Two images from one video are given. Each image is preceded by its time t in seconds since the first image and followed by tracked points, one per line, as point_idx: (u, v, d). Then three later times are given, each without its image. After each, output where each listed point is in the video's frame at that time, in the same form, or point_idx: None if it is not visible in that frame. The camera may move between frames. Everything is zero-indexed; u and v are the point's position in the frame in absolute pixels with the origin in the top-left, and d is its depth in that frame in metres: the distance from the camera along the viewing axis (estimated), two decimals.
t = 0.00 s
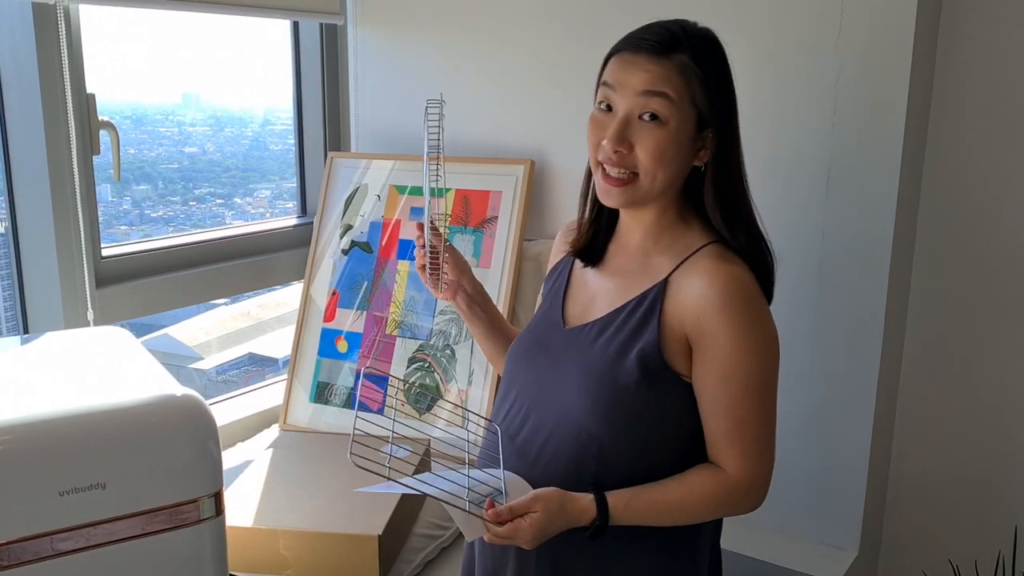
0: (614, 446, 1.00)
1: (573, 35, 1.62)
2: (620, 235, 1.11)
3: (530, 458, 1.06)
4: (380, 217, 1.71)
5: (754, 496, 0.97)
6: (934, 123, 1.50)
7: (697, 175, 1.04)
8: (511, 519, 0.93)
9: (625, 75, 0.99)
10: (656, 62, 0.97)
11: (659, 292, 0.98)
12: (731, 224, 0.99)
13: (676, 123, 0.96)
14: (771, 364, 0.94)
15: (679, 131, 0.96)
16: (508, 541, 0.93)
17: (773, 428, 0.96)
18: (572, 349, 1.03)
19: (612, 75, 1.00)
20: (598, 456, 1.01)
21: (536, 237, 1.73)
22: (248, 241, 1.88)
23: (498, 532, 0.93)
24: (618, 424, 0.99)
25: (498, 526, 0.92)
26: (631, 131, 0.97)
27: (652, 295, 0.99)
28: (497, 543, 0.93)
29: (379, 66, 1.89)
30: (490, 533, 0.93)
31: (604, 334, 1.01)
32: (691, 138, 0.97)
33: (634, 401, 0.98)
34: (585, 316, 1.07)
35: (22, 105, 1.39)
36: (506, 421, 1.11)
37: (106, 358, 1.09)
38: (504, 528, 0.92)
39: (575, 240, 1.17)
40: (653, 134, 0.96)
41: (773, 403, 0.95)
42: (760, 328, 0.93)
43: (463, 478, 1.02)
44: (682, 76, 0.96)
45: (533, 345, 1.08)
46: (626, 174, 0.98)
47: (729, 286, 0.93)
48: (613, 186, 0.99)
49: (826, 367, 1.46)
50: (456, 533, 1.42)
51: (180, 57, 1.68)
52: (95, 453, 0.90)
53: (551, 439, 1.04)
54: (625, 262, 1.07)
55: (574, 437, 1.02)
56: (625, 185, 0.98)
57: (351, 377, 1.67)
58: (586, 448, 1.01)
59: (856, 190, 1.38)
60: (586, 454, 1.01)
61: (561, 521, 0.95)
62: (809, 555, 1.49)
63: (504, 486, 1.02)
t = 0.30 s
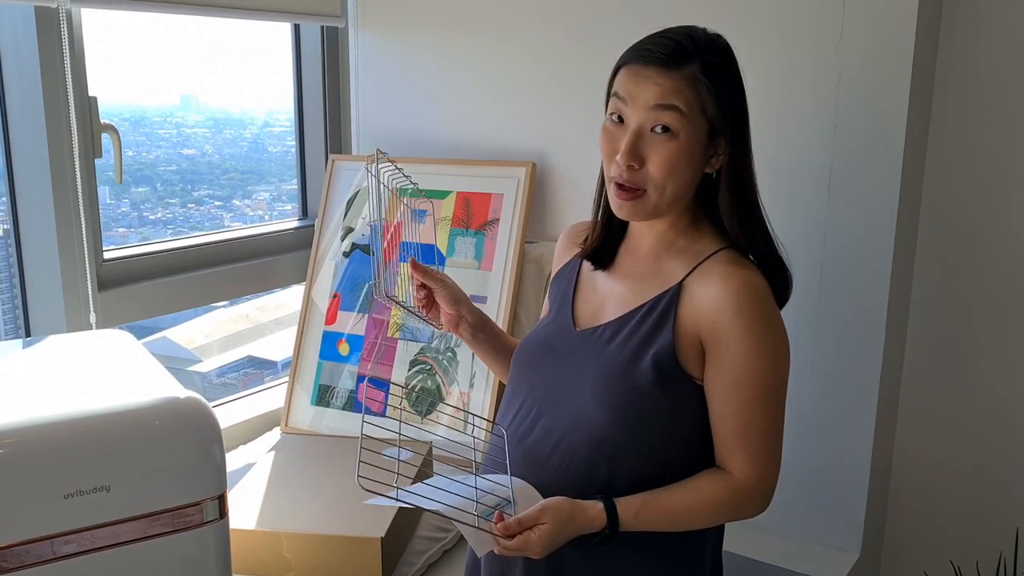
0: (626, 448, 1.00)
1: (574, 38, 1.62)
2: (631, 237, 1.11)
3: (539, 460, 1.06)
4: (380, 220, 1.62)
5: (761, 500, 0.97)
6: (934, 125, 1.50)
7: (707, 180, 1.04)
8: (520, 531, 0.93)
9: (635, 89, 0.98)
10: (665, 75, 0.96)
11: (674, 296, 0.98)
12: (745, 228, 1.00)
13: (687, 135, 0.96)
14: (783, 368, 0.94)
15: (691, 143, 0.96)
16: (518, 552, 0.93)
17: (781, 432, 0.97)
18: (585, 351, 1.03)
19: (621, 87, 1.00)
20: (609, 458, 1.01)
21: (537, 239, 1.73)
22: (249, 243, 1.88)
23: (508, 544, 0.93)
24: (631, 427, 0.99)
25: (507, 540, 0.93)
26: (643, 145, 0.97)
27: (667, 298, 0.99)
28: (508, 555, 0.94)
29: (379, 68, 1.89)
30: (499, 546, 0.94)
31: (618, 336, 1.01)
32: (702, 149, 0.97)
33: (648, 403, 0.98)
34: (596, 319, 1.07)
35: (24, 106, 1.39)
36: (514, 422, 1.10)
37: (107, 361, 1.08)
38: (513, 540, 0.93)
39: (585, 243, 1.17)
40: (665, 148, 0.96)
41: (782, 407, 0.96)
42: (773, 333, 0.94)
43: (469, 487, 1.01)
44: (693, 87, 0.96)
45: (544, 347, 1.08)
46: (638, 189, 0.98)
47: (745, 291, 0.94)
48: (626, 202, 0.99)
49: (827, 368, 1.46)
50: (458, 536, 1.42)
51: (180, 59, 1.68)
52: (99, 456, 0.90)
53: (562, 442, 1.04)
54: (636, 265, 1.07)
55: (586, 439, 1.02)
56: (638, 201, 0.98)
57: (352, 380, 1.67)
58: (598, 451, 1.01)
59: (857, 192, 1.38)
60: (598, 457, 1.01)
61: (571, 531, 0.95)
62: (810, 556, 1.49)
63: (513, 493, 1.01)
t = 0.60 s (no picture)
0: (631, 448, 1.00)
1: (574, 39, 1.63)
2: (635, 236, 1.11)
3: (544, 459, 1.07)
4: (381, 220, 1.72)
5: (767, 498, 0.98)
6: (934, 125, 1.50)
7: (710, 180, 1.04)
8: (527, 529, 0.94)
9: (639, 89, 0.98)
10: (669, 75, 0.96)
11: (678, 296, 0.99)
12: (746, 229, 1.01)
13: (691, 136, 0.96)
14: (787, 368, 0.95)
15: (695, 144, 0.96)
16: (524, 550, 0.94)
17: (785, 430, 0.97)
18: (589, 351, 1.03)
19: (625, 88, 1.00)
20: (614, 457, 1.01)
21: (538, 240, 1.74)
22: (250, 244, 1.88)
23: (515, 542, 0.94)
24: (636, 426, 0.99)
25: (514, 537, 0.93)
26: (647, 144, 0.97)
27: (671, 299, 0.99)
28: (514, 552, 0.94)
29: (380, 69, 1.90)
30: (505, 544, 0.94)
31: (623, 336, 1.01)
32: (705, 150, 0.98)
33: (653, 403, 0.98)
34: (601, 319, 1.07)
35: (27, 109, 1.39)
36: (520, 422, 1.11)
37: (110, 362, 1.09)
38: (520, 538, 0.93)
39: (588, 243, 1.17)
40: (669, 148, 0.96)
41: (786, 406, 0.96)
42: (777, 332, 0.94)
43: (476, 485, 1.02)
44: (697, 88, 0.96)
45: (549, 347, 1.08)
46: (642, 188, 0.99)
47: (749, 291, 0.94)
48: (629, 200, 0.99)
49: (828, 368, 1.46)
50: (461, 536, 1.42)
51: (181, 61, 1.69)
52: (103, 457, 0.90)
53: (567, 441, 1.04)
54: (640, 265, 1.08)
55: (591, 438, 1.02)
56: (642, 199, 0.99)
57: (353, 381, 1.67)
58: (603, 450, 1.02)
59: (859, 192, 1.39)
60: (603, 456, 1.02)
61: (578, 529, 0.95)
62: (812, 555, 1.50)
63: (518, 490, 1.03)
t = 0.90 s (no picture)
0: (634, 447, 1.00)
1: (575, 41, 1.63)
2: (641, 237, 1.11)
3: (547, 459, 1.07)
4: (384, 222, 1.72)
5: (768, 499, 0.98)
6: (935, 126, 1.51)
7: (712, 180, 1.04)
8: (527, 524, 0.94)
9: (640, 89, 0.99)
10: (671, 75, 0.97)
11: (681, 295, 0.99)
12: (749, 228, 1.01)
13: (692, 136, 0.96)
14: (789, 368, 0.95)
15: (696, 144, 0.96)
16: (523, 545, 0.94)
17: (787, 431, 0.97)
18: (592, 351, 1.03)
19: (627, 88, 1.00)
20: (616, 457, 1.01)
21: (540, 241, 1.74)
22: (252, 247, 1.88)
23: (514, 537, 0.94)
24: (638, 426, 0.99)
25: (513, 531, 0.93)
26: (649, 144, 0.97)
27: (673, 299, 0.99)
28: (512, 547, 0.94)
29: (381, 72, 1.90)
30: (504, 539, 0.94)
31: (625, 335, 1.01)
32: (707, 150, 0.98)
33: (655, 402, 0.99)
34: (604, 318, 1.07)
35: (29, 111, 1.40)
36: (523, 421, 1.11)
37: (113, 364, 1.09)
38: (520, 533, 0.93)
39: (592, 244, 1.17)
40: (670, 148, 0.96)
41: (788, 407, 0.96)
42: (780, 333, 0.94)
43: (478, 481, 1.02)
44: (698, 88, 0.96)
45: (551, 347, 1.08)
46: (642, 189, 0.99)
47: (752, 291, 0.94)
48: (630, 200, 1.00)
49: (830, 368, 1.47)
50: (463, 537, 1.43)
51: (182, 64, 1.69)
52: (107, 457, 0.90)
53: (570, 440, 1.04)
54: (643, 265, 1.08)
55: (594, 438, 1.02)
56: (642, 200, 0.99)
57: (355, 382, 1.67)
58: (606, 450, 1.02)
59: (860, 193, 1.39)
60: (605, 456, 1.02)
61: (578, 526, 0.95)
62: (814, 556, 1.50)
63: (519, 488, 1.02)
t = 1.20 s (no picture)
0: (632, 447, 1.01)
1: (576, 44, 1.63)
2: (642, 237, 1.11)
3: (545, 458, 1.07)
4: (386, 225, 1.72)
5: (762, 501, 0.97)
6: (935, 128, 1.51)
7: (708, 178, 1.04)
8: (521, 488, 0.95)
9: (625, 89, 0.99)
10: (653, 74, 0.97)
11: (678, 296, 0.99)
12: (746, 228, 1.00)
13: (675, 133, 0.96)
14: (786, 370, 0.94)
15: (681, 141, 0.96)
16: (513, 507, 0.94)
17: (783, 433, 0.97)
18: (590, 350, 1.04)
19: (614, 89, 1.01)
20: (615, 457, 1.02)
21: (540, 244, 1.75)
22: (253, 250, 1.89)
23: (508, 499, 0.94)
24: (636, 425, 1.00)
25: (508, 494, 0.94)
26: (633, 143, 0.97)
27: (671, 299, 0.99)
28: (502, 508, 0.95)
29: (381, 74, 1.90)
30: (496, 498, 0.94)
31: (622, 335, 1.01)
32: (694, 147, 0.97)
33: (652, 402, 0.99)
34: (602, 318, 1.07)
35: (29, 114, 1.40)
36: (522, 420, 1.11)
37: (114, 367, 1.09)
38: (513, 494, 0.94)
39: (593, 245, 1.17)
40: (653, 146, 0.96)
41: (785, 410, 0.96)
42: (778, 335, 0.94)
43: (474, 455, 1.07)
44: (682, 86, 0.96)
45: (550, 346, 1.09)
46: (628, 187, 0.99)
47: (749, 292, 0.94)
48: (619, 199, 1.00)
49: (831, 370, 1.47)
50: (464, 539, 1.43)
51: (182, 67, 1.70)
52: (107, 460, 0.90)
53: (568, 440, 1.05)
54: (643, 265, 1.08)
55: (592, 437, 1.02)
56: (629, 200, 1.00)
57: (356, 385, 1.68)
58: (604, 449, 1.02)
59: (860, 195, 1.39)
60: (603, 456, 1.02)
61: (569, 499, 0.96)
62: (815, 558, 1.49)
63: (512, 459, 1.06)
